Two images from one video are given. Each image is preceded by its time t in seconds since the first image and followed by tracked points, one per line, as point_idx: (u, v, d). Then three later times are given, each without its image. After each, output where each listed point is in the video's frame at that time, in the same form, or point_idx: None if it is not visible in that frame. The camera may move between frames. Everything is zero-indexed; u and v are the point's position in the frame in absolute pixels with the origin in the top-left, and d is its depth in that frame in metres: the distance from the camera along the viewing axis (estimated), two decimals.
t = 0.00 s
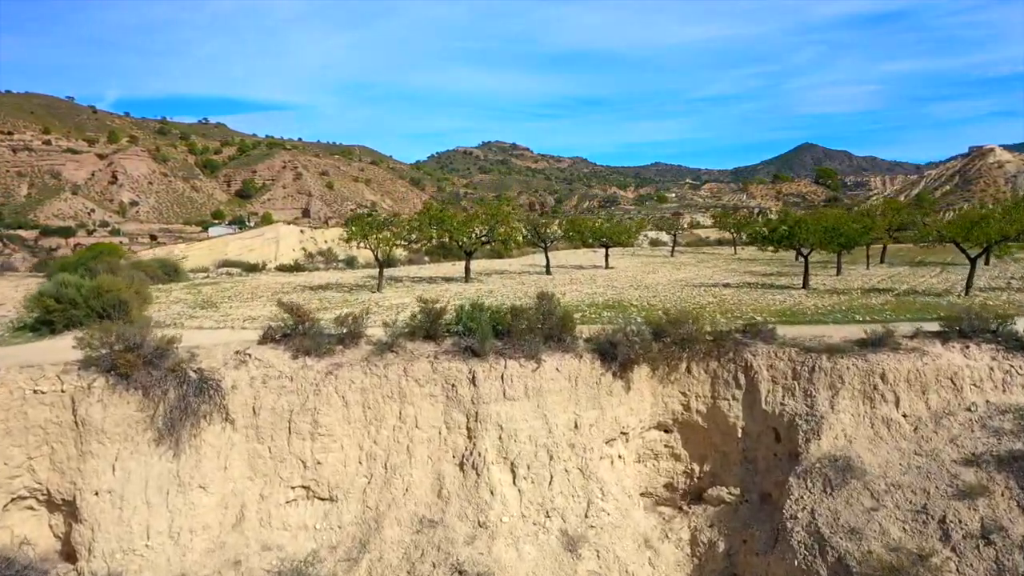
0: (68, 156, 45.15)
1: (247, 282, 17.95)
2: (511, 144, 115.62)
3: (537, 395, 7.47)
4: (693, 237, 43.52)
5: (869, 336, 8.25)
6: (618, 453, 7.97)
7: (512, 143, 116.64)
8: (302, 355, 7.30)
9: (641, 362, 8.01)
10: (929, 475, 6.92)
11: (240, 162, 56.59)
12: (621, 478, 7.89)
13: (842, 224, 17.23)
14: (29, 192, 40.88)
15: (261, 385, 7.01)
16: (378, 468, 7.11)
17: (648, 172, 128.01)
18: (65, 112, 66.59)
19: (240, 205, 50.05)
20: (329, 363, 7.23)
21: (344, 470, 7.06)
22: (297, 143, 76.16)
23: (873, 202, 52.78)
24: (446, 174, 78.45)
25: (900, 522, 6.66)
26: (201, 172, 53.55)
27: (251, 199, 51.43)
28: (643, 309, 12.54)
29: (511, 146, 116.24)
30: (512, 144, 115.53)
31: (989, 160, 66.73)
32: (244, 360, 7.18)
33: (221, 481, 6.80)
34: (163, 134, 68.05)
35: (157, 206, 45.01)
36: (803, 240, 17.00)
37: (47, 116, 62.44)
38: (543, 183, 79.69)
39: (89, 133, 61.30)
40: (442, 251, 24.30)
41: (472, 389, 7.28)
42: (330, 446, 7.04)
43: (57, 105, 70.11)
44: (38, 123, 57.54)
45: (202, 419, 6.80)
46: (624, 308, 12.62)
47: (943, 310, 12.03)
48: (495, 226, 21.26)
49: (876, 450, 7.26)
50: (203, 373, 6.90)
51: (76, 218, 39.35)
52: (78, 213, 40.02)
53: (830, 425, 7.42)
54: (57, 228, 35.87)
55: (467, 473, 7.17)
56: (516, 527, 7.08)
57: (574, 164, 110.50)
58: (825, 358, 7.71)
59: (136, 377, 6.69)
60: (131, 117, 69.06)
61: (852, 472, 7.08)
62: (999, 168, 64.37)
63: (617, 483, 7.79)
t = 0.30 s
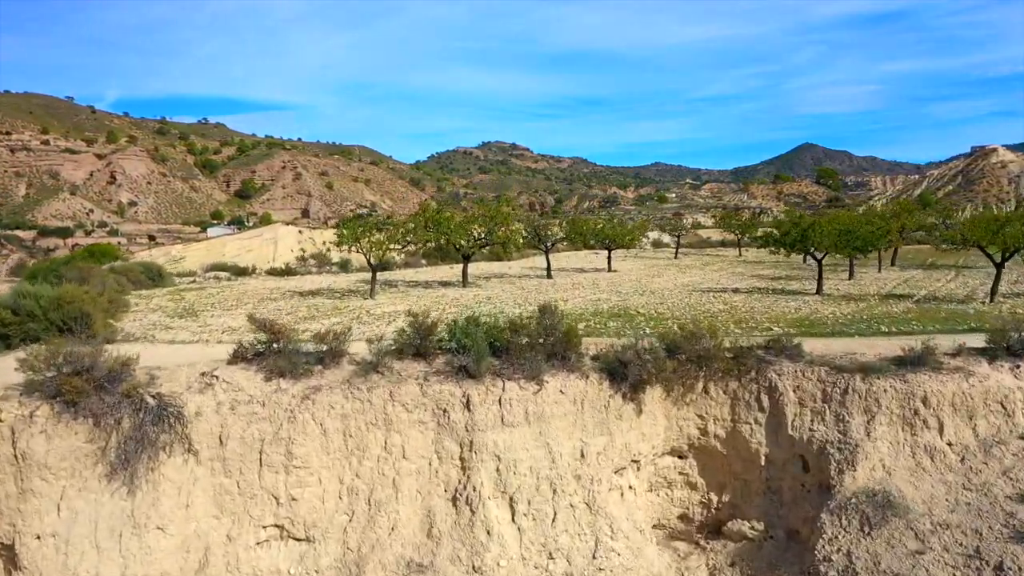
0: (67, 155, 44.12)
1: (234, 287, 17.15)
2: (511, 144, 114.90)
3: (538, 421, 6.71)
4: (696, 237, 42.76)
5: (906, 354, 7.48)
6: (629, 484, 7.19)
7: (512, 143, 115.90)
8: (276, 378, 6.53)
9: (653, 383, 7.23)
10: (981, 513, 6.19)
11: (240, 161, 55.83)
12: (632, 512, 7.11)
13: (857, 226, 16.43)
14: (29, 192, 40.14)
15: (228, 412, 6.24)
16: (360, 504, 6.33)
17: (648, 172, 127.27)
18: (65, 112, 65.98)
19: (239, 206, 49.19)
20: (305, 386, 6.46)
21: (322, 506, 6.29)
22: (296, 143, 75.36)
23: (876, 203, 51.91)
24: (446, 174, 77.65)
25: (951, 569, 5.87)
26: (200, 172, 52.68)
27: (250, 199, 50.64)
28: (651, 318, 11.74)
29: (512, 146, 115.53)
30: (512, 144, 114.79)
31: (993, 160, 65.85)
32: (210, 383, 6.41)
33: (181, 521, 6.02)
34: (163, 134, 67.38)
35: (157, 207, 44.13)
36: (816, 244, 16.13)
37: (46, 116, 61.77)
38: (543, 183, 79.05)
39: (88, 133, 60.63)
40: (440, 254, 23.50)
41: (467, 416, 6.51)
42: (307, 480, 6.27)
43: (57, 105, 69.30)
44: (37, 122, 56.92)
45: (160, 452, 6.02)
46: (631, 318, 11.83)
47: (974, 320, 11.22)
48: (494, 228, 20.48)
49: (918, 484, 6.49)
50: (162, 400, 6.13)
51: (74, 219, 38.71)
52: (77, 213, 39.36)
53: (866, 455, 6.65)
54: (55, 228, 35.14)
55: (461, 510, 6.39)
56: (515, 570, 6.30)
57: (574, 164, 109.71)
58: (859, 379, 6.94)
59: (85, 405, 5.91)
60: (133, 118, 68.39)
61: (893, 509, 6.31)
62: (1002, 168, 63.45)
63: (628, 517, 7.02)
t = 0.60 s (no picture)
0: (65, 155, 43.16)
1: (222, 292, 16.36)
2: (511, 144, 114.08)
3: (542, 452, 5.93)
4: (698, 238, 42.00)
5: (952, 375, 6.71)
6: (642, 520, 6.42)
7: (512, 143, 115.17)
8: (243, 404, 5.74)
9: (670, 407, 6.44)
10: None
11: (237, 161, 55.01)
12: (646, 552, 6.34)
13: (875, 227, 15.65)
14: (27, 192, 39.34)
15: (187, 445, 5.46)
16: (339, 550, 5.55)
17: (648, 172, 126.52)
18: (64, 112, 65.20)
19: (239, 206, 48.38)
20: (276, 414, 5.68)
21: (294, 552, 5.50)
22: (294, 143, 74.63)
23: (878, 204, 51.09)
24: (445, 174, 76.90)
25: None
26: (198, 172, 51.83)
27: (249, 199, 49.87)
28: (661, 328, 10.94)
29: (511, 145, 114.65)
30: (512, 144, 113.99)
31: (995, 160, 65.01)
32: (167, 411, 5.63)
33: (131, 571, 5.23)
34: (163, 134, 66.59)
35: (157, 207, 43.26)
36: (833, 247, 15.33)
37: (44, 115, 60.84)
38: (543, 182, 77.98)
39: (86, 133, 59.84)
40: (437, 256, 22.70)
41: (460, 448, 5.73)
42: (277, 522, 5.48)
43: (53, 104, 68.45)
44: (33, 122, 56.06)
45: (107, 492, 5.23)
46: (639, 327, 11.03)
47: (1008, 330, 10.43)
48: (493, 230, 19.68)
49: (973, 525, 5.73)
50: (110, 432, 5.35)
51: (72, 219, 37.90)
52: (76, 214, 38.54)
53: (912, 491, 5.88)
54: (55, 228, 34.25)
55: (453, 554, 5.62)
56: None
57: (574, 164, 108.97)
58: (902, 404, 6.17)
59: (17, 439, 5.12)
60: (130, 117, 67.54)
61: (946, 555, 5.56)
62: (1005, 168, 62.59)
63: (642, 558, 6.25)
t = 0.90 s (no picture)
0: (64, 155, 42.34)
1: (207, 297, 15.56)
2: (510, 144, 113.30)
3: (545, 490, 5.15)
4: (702, 238, 41.22)
5: (1010, 399, 5.96)
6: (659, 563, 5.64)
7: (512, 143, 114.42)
8: (199, 436, 4.97)
9: (691, 436, 5.65)
10: None
11: (236, 161, 54.18)
12: None
13: (894, 228, 14.87)
14: (25, 192, 38.50)
15: (131, 485, 4.67)
16: None
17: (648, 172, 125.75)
18: (62, 112, 64.45)
19: (236, 207, 47.56)
20: (237, 447, 4.89)
21: None
22: (292, 142, 73.84)
23: (881, 204, 50.34)
24: (445, 174, 76.14)
25: None
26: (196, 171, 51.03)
27: (248, 199, 49.11)
28: (672, 337, 10.14)
29: (511, 145, 113.90)
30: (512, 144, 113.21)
31: (998, 160, 64.13)
32: (109, 445, 4.85)
33: None
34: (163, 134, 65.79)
35: (156, 207, 42.40)
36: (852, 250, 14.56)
37: (39, 115, 59.98)
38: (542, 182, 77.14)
39: (84, 132, 59.07)
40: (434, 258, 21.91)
41: (451, 486, 4.96)
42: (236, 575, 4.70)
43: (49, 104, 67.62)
44: (28, 121, 55.19)
45: (34, 542, 4.41)
46: (648, 337, 10.23)
47: None
48: (492, 231, 18.88)
49: None
50: (38, 471, 4.55)
51: (70, 219, 37.06)
52: (74, 214, 37.66)
53: (971, 534, 5.16)
54: (53, 228, 33.43)
55: None
56: None
57: (574, 163, 108.19)
58: (959, 433, 5.42)
59: None
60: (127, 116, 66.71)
61: None
62: (1008, 168, 61.88)
63: None
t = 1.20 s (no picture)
0: (63, 155, 41.52)
1: (190, 302, 14.76)
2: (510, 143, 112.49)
3: (550, 542, 4.37)
4: (705, 239, 40.45)
5: None
6: None
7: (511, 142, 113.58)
8: (135, 480, 4.16)
9: (718, 474, 4.85)
10: None
11: (235, 161, 53.40)
12: None
13: (916, 230, 14.06)
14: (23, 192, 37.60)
15: (51, 542, 3.89)
16: None
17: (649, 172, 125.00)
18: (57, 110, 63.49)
19: (234, 207, 46.79)
20: (182, 495, 4.10)
21: None
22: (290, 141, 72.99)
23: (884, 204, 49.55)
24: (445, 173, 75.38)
25: None
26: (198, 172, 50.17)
27: (249, 199, 48.26)
28: (685, 349, 9.33)
29: (510, 145, 113.07)
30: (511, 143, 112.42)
31: (1001, 160, 63.30)
32: (28, 493, 4.07)
33: None
34: (163, 134, 65.09)
35: (155, 207, 41.59)
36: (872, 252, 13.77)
37: (35, 113, 59.09)
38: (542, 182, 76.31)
39: (81, 132, 58.27)
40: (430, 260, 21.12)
41: (438, 539, 4.18)
42: None
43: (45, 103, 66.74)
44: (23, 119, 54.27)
45: None
46: (660, 348, 9.40)
47: None
48: (490, 232, 18.06)
49: None
50: None
51: (69, 219, 36.27)
52: (72, 214, 36.81)
53: None
54: (47, 229, 32.65)
55: None
56: None
57: (574, 163, 107.42)
58: None
59: None
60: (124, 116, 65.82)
61: None
62: (1011, 168, 61.04)
63: None
